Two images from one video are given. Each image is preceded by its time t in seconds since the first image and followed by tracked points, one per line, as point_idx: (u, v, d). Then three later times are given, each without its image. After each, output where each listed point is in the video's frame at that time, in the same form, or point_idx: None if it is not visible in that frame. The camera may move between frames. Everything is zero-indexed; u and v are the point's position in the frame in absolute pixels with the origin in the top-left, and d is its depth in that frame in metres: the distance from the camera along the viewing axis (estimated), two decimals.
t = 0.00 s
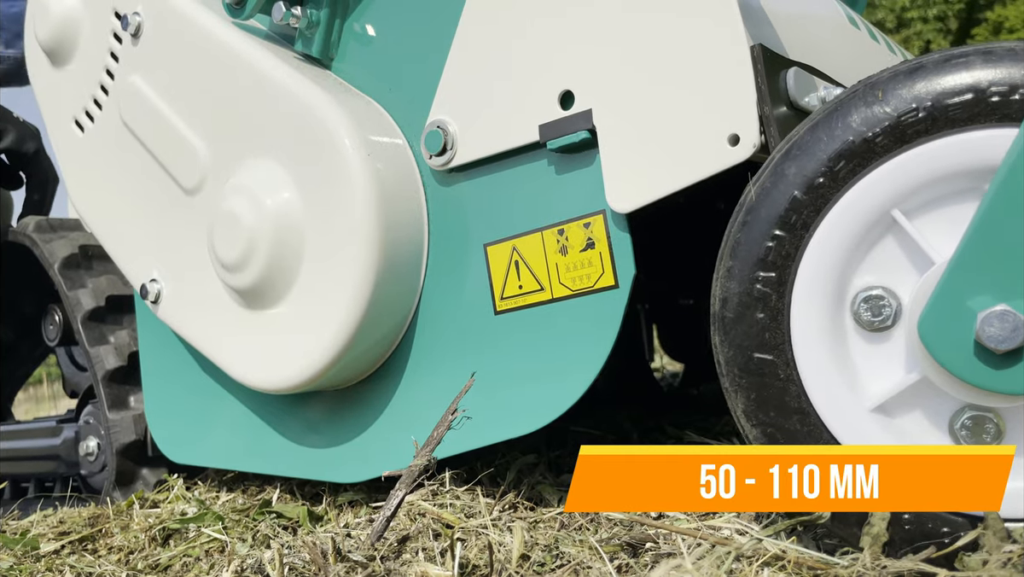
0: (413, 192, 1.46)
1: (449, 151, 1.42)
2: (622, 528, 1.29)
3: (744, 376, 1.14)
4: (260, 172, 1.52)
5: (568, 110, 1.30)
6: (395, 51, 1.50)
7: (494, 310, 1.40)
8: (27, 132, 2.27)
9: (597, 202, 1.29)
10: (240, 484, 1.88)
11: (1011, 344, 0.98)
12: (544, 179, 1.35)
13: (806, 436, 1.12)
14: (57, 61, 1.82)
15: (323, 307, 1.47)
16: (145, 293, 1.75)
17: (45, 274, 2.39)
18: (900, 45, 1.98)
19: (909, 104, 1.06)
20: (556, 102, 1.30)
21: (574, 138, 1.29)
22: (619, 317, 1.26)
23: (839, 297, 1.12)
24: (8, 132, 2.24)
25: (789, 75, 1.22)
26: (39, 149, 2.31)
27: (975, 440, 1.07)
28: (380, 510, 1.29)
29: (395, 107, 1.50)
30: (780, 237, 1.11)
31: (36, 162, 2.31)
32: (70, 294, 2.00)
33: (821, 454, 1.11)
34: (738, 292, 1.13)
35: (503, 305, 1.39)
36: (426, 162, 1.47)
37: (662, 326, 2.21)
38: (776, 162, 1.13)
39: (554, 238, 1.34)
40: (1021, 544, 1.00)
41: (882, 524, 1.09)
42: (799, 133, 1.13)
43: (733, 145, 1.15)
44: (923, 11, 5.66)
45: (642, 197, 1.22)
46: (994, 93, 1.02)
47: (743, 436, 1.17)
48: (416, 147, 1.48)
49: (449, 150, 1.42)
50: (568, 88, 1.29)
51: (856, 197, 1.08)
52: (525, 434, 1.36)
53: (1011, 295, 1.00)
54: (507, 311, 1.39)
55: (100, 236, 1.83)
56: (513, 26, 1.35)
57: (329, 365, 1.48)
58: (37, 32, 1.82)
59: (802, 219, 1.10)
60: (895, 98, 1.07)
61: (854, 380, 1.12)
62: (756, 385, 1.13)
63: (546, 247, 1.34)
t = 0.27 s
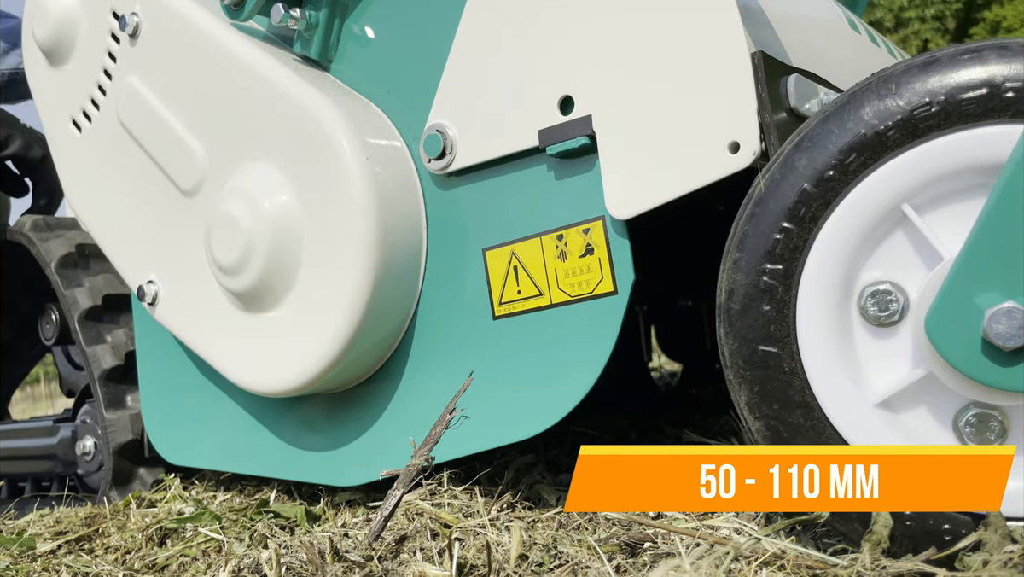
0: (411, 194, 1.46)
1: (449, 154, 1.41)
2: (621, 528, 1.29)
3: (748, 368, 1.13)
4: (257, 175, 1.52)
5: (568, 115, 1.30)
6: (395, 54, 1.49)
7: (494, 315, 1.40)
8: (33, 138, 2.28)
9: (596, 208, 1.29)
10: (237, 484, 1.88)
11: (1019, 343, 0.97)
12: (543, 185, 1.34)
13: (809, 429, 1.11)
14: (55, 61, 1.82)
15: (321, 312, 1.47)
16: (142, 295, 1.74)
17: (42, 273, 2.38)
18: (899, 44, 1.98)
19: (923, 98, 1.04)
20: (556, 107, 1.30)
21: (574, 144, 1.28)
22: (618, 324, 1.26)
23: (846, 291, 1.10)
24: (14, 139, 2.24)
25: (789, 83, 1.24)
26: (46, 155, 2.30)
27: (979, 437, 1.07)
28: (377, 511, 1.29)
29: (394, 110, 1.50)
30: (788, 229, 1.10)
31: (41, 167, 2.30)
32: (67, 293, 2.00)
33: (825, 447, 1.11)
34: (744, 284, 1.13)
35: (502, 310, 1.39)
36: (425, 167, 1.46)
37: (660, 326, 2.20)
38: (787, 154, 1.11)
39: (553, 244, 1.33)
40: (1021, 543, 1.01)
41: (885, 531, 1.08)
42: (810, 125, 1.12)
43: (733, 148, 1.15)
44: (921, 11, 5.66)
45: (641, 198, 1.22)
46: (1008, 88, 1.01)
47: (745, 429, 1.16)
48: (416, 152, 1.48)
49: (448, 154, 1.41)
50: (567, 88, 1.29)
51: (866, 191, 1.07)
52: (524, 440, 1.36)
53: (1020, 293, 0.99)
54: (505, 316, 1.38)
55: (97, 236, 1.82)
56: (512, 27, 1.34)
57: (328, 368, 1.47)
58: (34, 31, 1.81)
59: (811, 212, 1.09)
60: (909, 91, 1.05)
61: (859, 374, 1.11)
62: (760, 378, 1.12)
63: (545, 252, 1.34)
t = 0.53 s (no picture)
0: (410, 197, 1.46)
1: (449, 158, 1.41)
2: (619, 526, 1.29)
3: (752, 358, 1.12)
4: (255, 177, 1.52)
5: (568, 120, 1.29)
6: (395, 55, 1.48)
7: (492, 320, 1.40)
8: (23, 132, 2.28)
9: (596, 213, 1.29)
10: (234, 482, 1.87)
11: None
12: (542, 189, 1.34)
13: (811, 421, 1.10)
14: (53, 60, 1.81)
15: (319, 316, 1.47)
16: (139, 295, 1.74)
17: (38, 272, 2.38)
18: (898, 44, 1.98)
19: (937, 90, 1.03)
20: (556, 112, 1.30)
21: (574, 150, 1.28)
22: (616, 329, 1.26)
23: (853, 283, 1.10)
24: (3, 131, 2.26)
25: (790, 90, 1.23)
26: (36, 150, 2.30)
27: (981, 434, 1.06)
28: (375, 508, 1.30)
29: (393, 112, 1.49)
30: (797, 220, 1.09)
31: (33, 162, 2.30)
32: (64, 290, 1.99)
33: (828, 438, 1.10)
34: (751, 274, 1.12)
35: (500, 314, 1.39)
36: (425, 171, 1.46)
37: (658, 327, 2.20)
38: (798, 144, 1.11)
39: (552, 249, 1.33)
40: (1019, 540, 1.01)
41: (883, 531, 1.08)
42: (822, 115, 1.11)
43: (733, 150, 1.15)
44: (919, 11, 5.66)
45: (640, 198, 1.22)
46: None
47: (748, 420, 1.16)
48: (416, 156, 1.47)
49: (447, 157, 1.41)
50: (567, 89, 1.29)
51: (877, 183, 1.06)
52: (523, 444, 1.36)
53: None
54: (503, 319, 1.38)
55: (94, 235, 1.82)
56: (512, 27, 1.34)
57: (326, 370, 1.47)
58: (32, 29, 1.81)
59: (820, 202, 1.08)
60: (923, 84, 1.04)
61: (864, 367, 1.10)
62: (764, 368, 1.11)
63: (544, 257, 1.34)
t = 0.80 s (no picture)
0: (409, 202, 1.46)
1: (449, 163, 1.41)
2: (616, 527, 1.29)
3: (756, 351, 1.12)
4: (254, 181, 1.51)
5: (568, 127, 1.29)
6: (395, 58, 1.48)
7: (489, 326, 1.40)
8: (26, 134, 2.29)
9: (595, 221, 1.29)
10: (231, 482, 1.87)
11: None
12: (541, 196, 1.34)
13: (813, 415, 1.10)
14: (51, 61, 1.81)
15: (318, 321, 1.46)
16: (137, 298, 1.73)
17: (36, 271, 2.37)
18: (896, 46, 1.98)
19: (951, 86, 1.02)
20: (556, 120, 1.30)
21: (575, 158, 1.28)
22: (614, 337, 1.26)
23: (860, 278, 1.09)
24: (6, 133, 2.26)
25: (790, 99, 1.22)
26: (38, 150, 2.30)
27: (984, 434, 1.05)
28: (372, 508, 1.29)
29: (393, 116, 1.49)
30: (806, 213, 1.09)
31: (34, 162, 2.30)
32: (62, 290, 1.99)
33: (829, 433, 1.09)
34: (758, 267, 1.12)
35: (499, 320, 1.38)
36: (424, 175, 1.45)
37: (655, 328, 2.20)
38: (808, 137, 1.11)
39: (551, 256, 1.33)
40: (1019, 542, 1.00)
41: (881, 534, 1.08)
42: (835, 109, 1.11)
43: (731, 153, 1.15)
44: (917, 12, 5.65)
45: (639, 201, 1.22)
46: None
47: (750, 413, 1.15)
48: (415, 161, 1.47)
49: (447, 163, 1.41)
50: (566, 91, 1.29)
51: (887, 179, 1.06)
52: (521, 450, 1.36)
53: None
54: (502, 326, 1.38)
55: (92, 236, 1.81)
56: (511, 30, 1.34)
57: (324, 375, 1.47)
58: (31, 29, 1.81)
59: (830, 197, 1.08)
60: (937, 79, 1.03)
61: (869, 363, 1.10)
62: (767, 362, 1.11)
63: (543, 264, 1.34)
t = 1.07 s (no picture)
0: (410, 205, 1.46)
1: (449, 167, 1.41)
2: (616, 524, 1.29)
3: (762, 341, 1.12)
4: (255, 183, 1.52)
5: (569, 133, 1.30)
6: (396, 59, 1.48)
7: (489, 330, 1.40)
8: (26, 128, 2.29)
9: (596, 226, 1.29)
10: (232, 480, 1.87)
11: None
12: (542, 201, 1.34)
13: (819, 406, 1.10)
14: (53, 60, 1.81)
15: (319, 324, 1.46)
16: (138, 299, 1.74)
17: (36, 269, 2.37)
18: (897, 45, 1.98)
19: (966, 80, 1.02)
20: (557, 125, 1.30)
21: (576, 164, 1.28)
22: (615, 342, 1.27)
23: (869, 271, 1.09)
24: (5, 126, 2.25)
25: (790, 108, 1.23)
26: (38, 146, 2.31)
27: (989, 428, 1.05)
28: (373, 505, 1.29)
29: (394, 119, 1.49)
30: (817, 203, 1.09)
31: (34, 158, 2.30)
32: (62, 288, 1.99)
33: (834, 424, 1.09)
34: (767, 256, 1.12)
35: (500, 324, 1.39)
36: (425, 178, 1.46)
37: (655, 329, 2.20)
38: (821, 127, 1.11)
39: (551, 261, 1.34)
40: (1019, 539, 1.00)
41: (880, 532, 1.08)
42: (849, 99, 1.11)
43: (732, 154, 1.16)
44: (917, 12, 5.62)
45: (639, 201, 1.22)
46: None
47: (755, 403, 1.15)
48: (416, 164, 1.47)
49: (448, 167, 1.41)
50: (567, 91, 1.29)
51: (899, 171, 1.06)
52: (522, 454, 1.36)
53: None
54: (503, 330, 1.38)
55: (93, 235, 1.82)
56: (512, 30, 1.34)
57: (326, 378, 1.47)
58: (32, 28, 1.81)
59: (841, 187, 1.08)
60: (953, 72, 1.03)
61: (876, 355, 1.09)
62: (774, 352, 1.11)
63: (544, 269, 1.34)
